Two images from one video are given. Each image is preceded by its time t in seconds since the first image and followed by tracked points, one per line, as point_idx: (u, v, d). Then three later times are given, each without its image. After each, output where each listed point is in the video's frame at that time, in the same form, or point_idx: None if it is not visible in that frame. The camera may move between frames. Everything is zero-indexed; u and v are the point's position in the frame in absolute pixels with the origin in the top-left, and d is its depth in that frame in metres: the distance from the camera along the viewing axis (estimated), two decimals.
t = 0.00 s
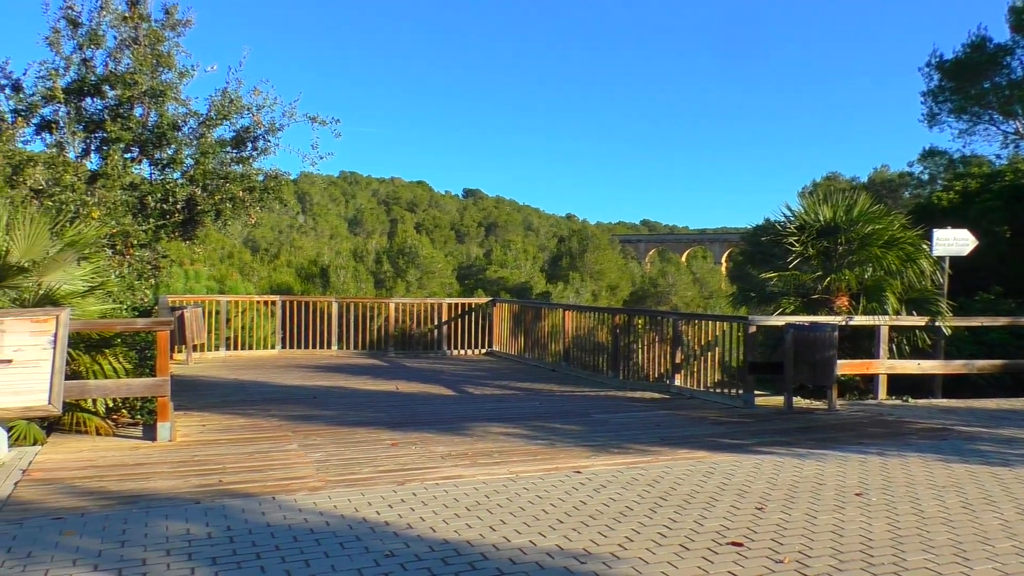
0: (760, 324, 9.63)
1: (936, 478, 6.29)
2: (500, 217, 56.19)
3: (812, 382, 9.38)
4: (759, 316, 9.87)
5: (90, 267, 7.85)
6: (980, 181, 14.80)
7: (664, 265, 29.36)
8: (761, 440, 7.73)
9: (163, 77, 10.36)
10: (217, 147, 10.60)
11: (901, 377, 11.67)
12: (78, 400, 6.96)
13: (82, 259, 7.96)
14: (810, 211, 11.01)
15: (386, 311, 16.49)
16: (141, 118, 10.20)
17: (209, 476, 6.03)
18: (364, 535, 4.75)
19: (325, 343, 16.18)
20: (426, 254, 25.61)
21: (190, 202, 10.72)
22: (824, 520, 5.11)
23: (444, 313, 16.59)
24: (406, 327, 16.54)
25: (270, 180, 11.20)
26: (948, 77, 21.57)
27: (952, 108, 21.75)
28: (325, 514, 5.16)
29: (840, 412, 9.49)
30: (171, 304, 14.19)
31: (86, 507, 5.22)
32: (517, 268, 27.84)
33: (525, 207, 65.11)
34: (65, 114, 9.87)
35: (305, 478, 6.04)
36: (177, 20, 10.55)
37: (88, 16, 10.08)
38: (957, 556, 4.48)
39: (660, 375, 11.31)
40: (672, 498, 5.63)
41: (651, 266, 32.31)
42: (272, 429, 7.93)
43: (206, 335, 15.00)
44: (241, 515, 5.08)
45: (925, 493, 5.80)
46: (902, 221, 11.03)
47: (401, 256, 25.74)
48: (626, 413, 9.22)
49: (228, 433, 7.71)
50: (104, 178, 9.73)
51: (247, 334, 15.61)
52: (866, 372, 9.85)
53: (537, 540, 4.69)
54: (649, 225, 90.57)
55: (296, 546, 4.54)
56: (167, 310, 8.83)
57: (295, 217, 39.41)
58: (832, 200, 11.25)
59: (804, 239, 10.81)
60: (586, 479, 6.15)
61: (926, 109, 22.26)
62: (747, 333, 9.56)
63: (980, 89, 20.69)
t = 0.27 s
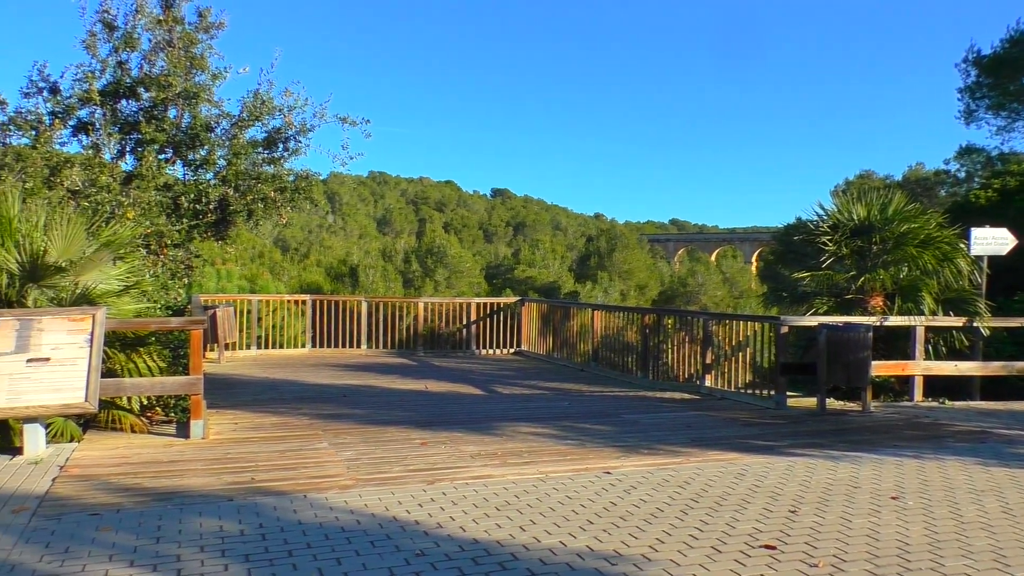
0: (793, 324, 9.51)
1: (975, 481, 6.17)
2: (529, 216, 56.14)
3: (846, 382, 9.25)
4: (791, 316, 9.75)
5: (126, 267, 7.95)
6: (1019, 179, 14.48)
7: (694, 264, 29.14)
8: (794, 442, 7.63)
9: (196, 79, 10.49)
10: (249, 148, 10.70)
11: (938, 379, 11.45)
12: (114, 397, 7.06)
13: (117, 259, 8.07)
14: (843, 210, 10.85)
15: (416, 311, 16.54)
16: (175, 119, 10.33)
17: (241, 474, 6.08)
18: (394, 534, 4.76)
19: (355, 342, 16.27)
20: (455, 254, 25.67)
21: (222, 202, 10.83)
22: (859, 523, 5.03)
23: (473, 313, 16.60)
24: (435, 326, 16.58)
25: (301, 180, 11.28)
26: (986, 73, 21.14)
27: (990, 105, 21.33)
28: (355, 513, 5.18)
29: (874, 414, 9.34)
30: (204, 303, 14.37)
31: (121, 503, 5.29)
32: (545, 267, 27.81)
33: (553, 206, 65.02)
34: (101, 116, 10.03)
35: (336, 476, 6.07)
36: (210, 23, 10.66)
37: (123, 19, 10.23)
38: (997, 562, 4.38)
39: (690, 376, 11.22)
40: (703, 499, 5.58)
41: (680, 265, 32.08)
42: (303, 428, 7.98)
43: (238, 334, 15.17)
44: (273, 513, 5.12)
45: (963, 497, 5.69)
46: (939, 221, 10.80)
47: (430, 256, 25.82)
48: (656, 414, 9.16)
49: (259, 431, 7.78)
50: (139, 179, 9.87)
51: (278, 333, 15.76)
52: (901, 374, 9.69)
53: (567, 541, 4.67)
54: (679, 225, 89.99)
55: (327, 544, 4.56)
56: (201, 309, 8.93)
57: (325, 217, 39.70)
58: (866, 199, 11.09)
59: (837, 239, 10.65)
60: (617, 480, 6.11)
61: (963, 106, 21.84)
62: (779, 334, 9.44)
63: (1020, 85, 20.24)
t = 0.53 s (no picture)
0: (822, 324, 9.40)
1: (1011, 484, 6.06)
2: (555, 216, 56.07)
3: (878, 383, 9.14)
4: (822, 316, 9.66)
5: (159, 268, 8.07)
6: None
7: (721, 264, 28.92)
8: (824, 443, 7.56)
9: (227, 81, 10.61)
10: (279, 150, 10.81)
11: (972, 380, 11.27)
12: (147, 396, 7.16)
13: (150, 260, 8.20)
14: (875, 209, 10.78)
15: (443, 310, 16.60)
16: (206, 121, 10.46)
17: (272, 472, 6.15)
18: (423, 533, 4.79)
19: (382, 341, 16.37)
20: (481, 253, 25.72)
21: (252, 203, 10.94)
22: (892, 526, 4.97)
23: (500, 312, 16.61)
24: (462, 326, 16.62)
25: (330, 181, 11.37)
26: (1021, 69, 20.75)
27: None
28: (385, 511, 5.21)
29: (906, 415, 9.22)
30: (234, 303, 14.53)
31: (155, 500, 5.37)
32: (571, 267, 27.77)
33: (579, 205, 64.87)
34: (134, 119, 10.18)
35: (365, 475, 6.11)
36: (241, 26, 10.78)
37: (156, 22, 10.38)
38: None
39: (719, 376, 11.15)
40: (732, 501, 5.54)
41: (708, 265, 31.87)
42: (332, 427, 8.05)
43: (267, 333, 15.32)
44: (303, 511, 5.17)
45: (999, 500, 5.60)
46: (973, 220, 10.69)
47: (457, 256, 25.89)
48: (684, 414, 9.11)
49: (289, 430, 7.85)
50: (171, 180, 10.02)
51: (307, 333, 15.89)
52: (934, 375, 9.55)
53: (595, 541, 4.67)
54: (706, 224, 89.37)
55: (356, 542, 4.60)
56: (231, 309, 9.03)
57: (352, 217, 39.98)
58: (898, 198, 11.00)
59: (868, 237, 10.58)
60: (645, 481, 6.09)
61: (998, 102, 21.44)
62: (809, 333, 9.33)
63: None
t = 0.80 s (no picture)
0: (854, 324, 9.26)
1: None
2: (581, 215, 55.96)
3: (911, 384, 8.98)
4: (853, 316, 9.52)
5: (190, 268, 8.17)
6: None
7: (749, 263, 28.67)
8: (855, 444, 7.47)
9: (257, 83, 10.71)
10: (307, 151, 10.90)
11: (1008, 381, 11.06)
12: (179, 395, 7.24)
13: (182, 260, 8.30)
14: (908, 207, 10.59)
15: (469, 310, 16.63)
16: (236, 123, 10.57)
17: (301, 471, 6.20)
18: (452, 532, 4.80)
19: (410, 341, 16.44)
20: (507, 253, 25.73)
21: (281, 204, 11.03)
22: (926, 529, 4.89)
23: (526, 312, 16.61)
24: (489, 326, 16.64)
25: (358, 181, 11.44)
26: None
27: None
28: (413, 510, 5.23)
29: (940, 417, 9.08)
30: (263, 303, 14.68)
31: (187, 498, 5.44)
32: (597, 266, 27.69)
33: (605, 205, 64.67)
34: (166, 121, 10.31)
35: (393, 474, 6.14)
36: (270, 28, 10.88)
37: (187, 26, 10.51)
38: None
39: (747, 376, 11.06)
40: (763, 502, 5.49)
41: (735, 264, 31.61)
42: (360, 426, 8.10)
43: (296, 333, 15.45)
44: (332, 509, 5.21)
45: None
46: (1009, 217, 10.48)
47: (483, 255, 25.92)
48: (712, 415, 9.05)
49: (318, 429, 7.91)
50: (202, 181, 10.14)
51: (334, 332, 16.00)
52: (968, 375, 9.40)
53: (624, 542, 4.65)
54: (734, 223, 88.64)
55: (386, 541, 4.62)
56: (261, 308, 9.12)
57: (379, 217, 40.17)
58: (931, 195, 10.80)
59: (901, 236, 10.39)
60: (674, 481, 6.06)
61: None
62: (840, 333, 9.23)
63: None
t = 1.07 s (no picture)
0: (889, 324, 9.12)
1: None
2: (610, 214, 55.76)
3: (948, 386, 8.81)
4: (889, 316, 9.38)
5: (224, 268, 8.27)
6: None
7: (781, 262, 28.36)
8: (891, 446, 7.36)
9: (289, 84, 10.81)
10: (339, 151, 10.98)
11: None
12: (214, 392, 7.33)
13: (216, 260, 8.40)
14: (945, 204, 10.37)
15: (499, 309, 16.65)
16: (269, 124, 10.68)
17: (334, 468, 6.25)
18: (484, 530, 4.81)
19: (439, 340, 16.50)
20: (536, 253, 25.71)
21: (313, 204, 11.12)
22: (965, 533, 4.81)
23: (556, 311, 16.59)
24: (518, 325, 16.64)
25: (389, 181, 11.50)
26: None
27: None
28: (445, 509, 5.25)
29: (978, 418, 8.92)
30: (295, 302, 14.82)
31: (223, 494, 5.51)
32: (627, 266, 27.57)
33: (635, 204, 64.37)
34: (200, 122, 10.44)
35: (425, 473, 6.17)
36: (301, 30, 10.98)
37: (220, 28, 10.64)
38: None
39: (780, 376, 10.95)
40: (796, 504, 5.43)
41: (766, 263, 31.29)
42: (391, 425, 8.14)
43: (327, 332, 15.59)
44: (365, 507, 5.25)
45: None
46: None
47: (512, 255, 25.93)
48: (744, 415, 8.97)
49: (350, 427, 7.97)
50: (235, 182, 10.27)
51: (365, 331, 16.10)
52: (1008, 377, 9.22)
53: (656, 543, 4.63)
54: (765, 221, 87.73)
55: (418, 539, 4.64)
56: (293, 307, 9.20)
57: (409, 216, 40.34)
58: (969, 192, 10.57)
59: (937, 235, 10.21)
60: (706, 482, 6.01)
61: None
62: (875, 333, 9.10)
63: None
